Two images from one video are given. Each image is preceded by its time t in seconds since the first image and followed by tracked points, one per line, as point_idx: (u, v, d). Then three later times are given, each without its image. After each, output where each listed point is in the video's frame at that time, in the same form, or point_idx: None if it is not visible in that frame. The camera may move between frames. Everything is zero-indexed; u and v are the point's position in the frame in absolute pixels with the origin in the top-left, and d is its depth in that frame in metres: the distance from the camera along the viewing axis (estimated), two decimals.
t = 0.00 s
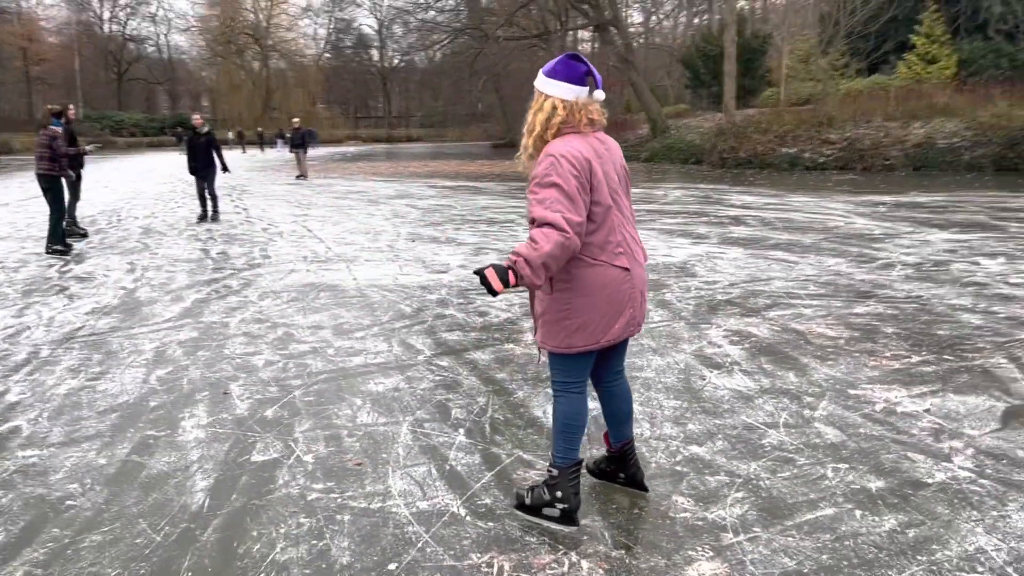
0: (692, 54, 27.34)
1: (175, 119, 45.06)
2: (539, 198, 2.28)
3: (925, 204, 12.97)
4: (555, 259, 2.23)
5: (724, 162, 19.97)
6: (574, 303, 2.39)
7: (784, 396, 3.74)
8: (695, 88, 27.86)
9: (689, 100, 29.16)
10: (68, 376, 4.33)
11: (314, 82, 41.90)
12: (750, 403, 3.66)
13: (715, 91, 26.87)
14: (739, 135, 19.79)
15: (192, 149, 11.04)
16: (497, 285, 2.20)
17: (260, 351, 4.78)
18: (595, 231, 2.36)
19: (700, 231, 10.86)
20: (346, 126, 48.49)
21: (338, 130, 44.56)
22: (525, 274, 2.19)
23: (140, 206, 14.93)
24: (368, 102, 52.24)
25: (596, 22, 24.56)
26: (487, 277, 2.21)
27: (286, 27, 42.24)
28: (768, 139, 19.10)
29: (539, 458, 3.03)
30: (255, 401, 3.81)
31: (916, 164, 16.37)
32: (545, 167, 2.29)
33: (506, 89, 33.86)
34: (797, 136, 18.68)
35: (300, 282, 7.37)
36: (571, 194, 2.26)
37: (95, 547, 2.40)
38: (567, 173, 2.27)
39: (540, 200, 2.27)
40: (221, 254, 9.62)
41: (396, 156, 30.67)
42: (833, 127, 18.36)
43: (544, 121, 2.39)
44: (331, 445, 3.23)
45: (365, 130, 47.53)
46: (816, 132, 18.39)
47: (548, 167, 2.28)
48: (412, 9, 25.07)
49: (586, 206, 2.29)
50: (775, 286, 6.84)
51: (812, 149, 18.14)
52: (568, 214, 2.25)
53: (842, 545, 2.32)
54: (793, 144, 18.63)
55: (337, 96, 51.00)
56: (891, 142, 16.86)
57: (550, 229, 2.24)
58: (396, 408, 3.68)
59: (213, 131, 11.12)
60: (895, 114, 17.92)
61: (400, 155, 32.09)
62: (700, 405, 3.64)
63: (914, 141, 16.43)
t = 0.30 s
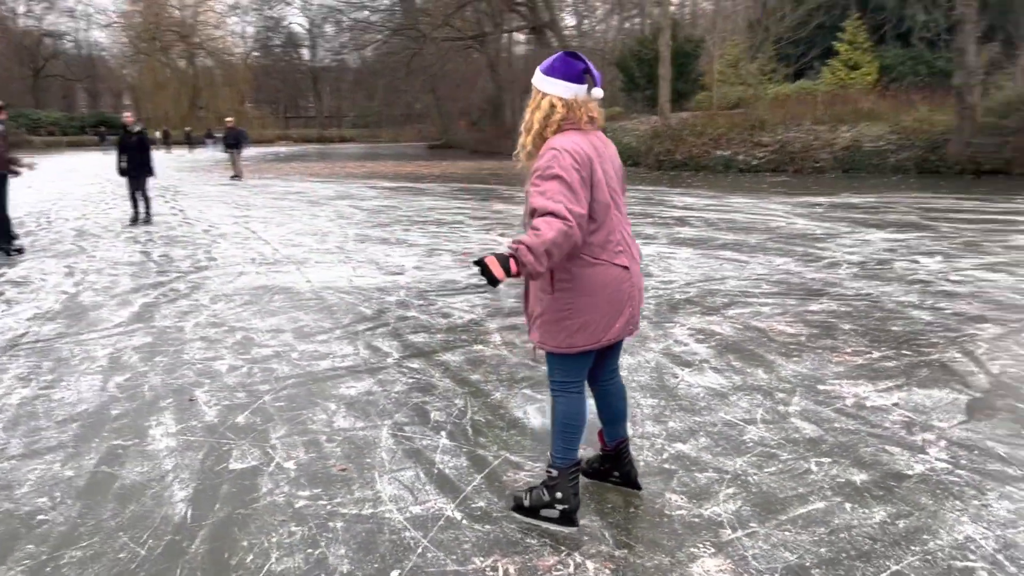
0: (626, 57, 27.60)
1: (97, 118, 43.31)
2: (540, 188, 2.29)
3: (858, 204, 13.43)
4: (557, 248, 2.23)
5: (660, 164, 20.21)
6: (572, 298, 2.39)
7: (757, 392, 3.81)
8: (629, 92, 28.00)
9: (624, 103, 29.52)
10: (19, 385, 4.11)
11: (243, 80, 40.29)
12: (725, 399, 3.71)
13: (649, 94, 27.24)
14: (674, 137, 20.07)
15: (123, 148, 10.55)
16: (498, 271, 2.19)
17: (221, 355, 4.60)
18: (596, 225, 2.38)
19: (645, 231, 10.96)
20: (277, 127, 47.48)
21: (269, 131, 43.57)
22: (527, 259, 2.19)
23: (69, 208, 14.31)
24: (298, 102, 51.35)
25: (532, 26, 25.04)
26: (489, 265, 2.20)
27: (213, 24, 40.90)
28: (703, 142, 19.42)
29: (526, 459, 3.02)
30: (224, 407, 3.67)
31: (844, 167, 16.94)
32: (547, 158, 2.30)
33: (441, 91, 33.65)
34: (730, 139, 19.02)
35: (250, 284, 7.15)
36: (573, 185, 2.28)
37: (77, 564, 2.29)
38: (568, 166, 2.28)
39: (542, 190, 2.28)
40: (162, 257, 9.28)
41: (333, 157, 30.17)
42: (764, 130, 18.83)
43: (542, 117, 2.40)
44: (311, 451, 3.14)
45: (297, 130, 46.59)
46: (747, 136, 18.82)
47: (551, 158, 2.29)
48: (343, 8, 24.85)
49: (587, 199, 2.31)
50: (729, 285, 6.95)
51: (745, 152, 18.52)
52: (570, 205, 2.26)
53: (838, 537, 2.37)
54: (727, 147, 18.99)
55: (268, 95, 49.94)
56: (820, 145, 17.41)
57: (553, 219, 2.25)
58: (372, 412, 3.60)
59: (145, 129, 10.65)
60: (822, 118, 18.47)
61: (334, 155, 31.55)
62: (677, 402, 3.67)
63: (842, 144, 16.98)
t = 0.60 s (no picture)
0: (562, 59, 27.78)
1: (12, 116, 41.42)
2: (538, 186, 2.30)
3: (795, 205, 13.78)
4: (556, 246, 2.23)
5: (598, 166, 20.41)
6: (567, 299, 2.37)
7: (729, 391, 3.86)
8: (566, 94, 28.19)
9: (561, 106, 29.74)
10: None
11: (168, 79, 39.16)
12: (699, 399, 3.75)
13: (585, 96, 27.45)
14: (612, 139, 20.29)
15: (48, 147, 9.94)
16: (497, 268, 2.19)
17: (180, 361, 4.41)
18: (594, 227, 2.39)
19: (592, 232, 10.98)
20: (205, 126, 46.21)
21: (196, 130, 42.38)
22: (526, 256, 2.19)
23: None
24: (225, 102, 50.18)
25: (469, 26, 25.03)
26: (488, 263, 2.21)
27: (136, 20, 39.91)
28: (640, 143, 19.66)
29: (512, 462, 2.99)
30: (190, 416, 3.53)
31: (776, 168, 17.35)
32: (546, 156, 2.32)
33: (376, 91, 33.15)
34: (666, 142, 19.32)
35: (197, 286, 6.90)
36: (572, 184, 2.29)
37: None
38: (567, 165, 2.30)
39: (540, 188, 2.29)
40: (100, 261, 8.90)
41: (268, 157, 29.49)
42: (698, 133, 19.18)
43: (541, 118, 2.45)
44: (289, 460, 3.04)
45: (226, 130, 45.34)
46: (682, 138, 19.13)
47: (550, 157, 2.31)
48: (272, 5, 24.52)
49: (586, 199, 2.33)
50: (684, 285, 7.03)
51: (681, 153, 18.75)
52: (569, 204, 2.28)
53: (830, 533, 2.41)
54: (663, 149, 19.27)
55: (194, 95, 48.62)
56: (752, 147, 17.79)
57: (552, 216, 2.25)
58: (346, 419, 3.52)
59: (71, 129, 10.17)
60: (754, 121, 18.94)
61: (266, 155, 30.83)
62: (653, 402, 3.69)
63: (773, 146, 17.45)
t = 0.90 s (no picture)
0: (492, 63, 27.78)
1: None
2: (531, 205, 2.28)
3: (728, 209, 14.06)
4: (555, 273, 2.25)
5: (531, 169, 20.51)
6: (556, 310, 2.37)
7: (695, 393, 3.88)
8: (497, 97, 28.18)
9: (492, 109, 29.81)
10: None
11: (81, 77, 37.52)
12: (667, 401, 3.76)
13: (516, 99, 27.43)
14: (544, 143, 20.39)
15: None
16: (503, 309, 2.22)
17: (126, 373, 4.18)
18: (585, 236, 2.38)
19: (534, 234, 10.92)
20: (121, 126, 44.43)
21: (112, 131, 40.70)
22: (530, 295, 2.22)
23: None
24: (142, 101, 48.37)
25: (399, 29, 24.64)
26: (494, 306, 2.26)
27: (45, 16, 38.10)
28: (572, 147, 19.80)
29: (490, 471, 2.94)
30: (145, 430, 3.35)
31: (705, 173, 17.65)
32: (536, 170, 2.29)
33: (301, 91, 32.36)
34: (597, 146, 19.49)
35: (132, 294, 6.58)
36: (564, 201, 2.28)
37: None
38: (558, 178, 2.28)
39: (532, 206, 2.28)
40: (23, 267, 8.42)
41: (192, 158, 28.55)
42: (629, 137, 19.42)
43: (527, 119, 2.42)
44: (259, 475, 2.91)
45: (144, 130, 43.67)
46: (614, 142, 19.26)
47: (541, 171, 2.29)
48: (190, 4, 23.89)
49: (577, 213, 2.32)
50: (634, 286, 7.06)
51: (613, 156, 18.92)
52: (562, 222, 2.28)
53: (819, 533, 2.44)
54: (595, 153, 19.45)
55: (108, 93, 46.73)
56: (682, 152, 18.13)
57: (546, 241, 2.26)
58: (312, 430, 3.39)
59: None
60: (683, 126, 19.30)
61: (188, 157, 29.85)
62: (622, 406, 3.68)
63: (702, 151, 17.79)
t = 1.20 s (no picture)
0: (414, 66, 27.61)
1: None
2: (508, 210, 2.28)
3: (654, 213, 14.33)
4: (537, 280, 2.27)
5: (456, 174, 20.54)
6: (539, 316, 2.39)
7: (653, 394, 3.94)
8: (419, 101, 28.02)
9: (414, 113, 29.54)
10: None
11: None
12: (628, 403, 3.80)
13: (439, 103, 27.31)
14: (468, 147, 20.41)
15: None
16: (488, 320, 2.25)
17: (64, 388, 3.94)
18: (565, 239, 2.38)
19: (469, 238, 10.84)
20: (18, 126, 42.18)
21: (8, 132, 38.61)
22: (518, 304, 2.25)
23: None
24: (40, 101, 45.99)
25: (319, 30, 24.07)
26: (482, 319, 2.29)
27: None
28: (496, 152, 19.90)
29: (465, 478, 2.91)
30: (95, 445, 3.18)
31: (628, 178, 18.02)
32: (513, 173, 2.29)
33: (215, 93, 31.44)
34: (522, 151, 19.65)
35: (55, 304, 6.21)
36: (541, 205, 2.28)
37: None
38: (534, 180, 2.28)
39: (509, 211, 2.28)
40: None
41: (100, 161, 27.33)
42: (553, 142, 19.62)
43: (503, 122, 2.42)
44: (225, 489, 2.81)
45: (45, 132, 41.57)
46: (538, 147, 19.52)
47: (516, 174, 2.28)
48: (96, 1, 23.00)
49: (556, 216, 2.32)
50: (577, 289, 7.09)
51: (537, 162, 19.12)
52: (539, 225, 2.27)
53: (795, 529, 2.51)
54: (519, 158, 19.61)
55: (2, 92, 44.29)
56: (606, 157, 18.48)
57: (525, 248, 2.27)
58: (274, 441, 3.28)
59: None
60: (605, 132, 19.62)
61: (96, 159, 28.54)
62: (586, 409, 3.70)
63: (624, 157, 18.23)
